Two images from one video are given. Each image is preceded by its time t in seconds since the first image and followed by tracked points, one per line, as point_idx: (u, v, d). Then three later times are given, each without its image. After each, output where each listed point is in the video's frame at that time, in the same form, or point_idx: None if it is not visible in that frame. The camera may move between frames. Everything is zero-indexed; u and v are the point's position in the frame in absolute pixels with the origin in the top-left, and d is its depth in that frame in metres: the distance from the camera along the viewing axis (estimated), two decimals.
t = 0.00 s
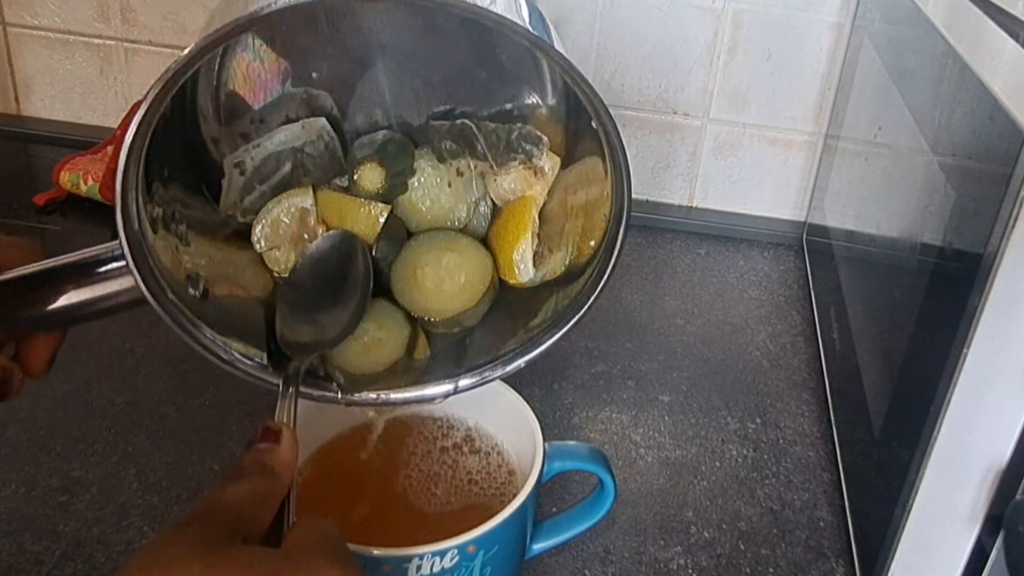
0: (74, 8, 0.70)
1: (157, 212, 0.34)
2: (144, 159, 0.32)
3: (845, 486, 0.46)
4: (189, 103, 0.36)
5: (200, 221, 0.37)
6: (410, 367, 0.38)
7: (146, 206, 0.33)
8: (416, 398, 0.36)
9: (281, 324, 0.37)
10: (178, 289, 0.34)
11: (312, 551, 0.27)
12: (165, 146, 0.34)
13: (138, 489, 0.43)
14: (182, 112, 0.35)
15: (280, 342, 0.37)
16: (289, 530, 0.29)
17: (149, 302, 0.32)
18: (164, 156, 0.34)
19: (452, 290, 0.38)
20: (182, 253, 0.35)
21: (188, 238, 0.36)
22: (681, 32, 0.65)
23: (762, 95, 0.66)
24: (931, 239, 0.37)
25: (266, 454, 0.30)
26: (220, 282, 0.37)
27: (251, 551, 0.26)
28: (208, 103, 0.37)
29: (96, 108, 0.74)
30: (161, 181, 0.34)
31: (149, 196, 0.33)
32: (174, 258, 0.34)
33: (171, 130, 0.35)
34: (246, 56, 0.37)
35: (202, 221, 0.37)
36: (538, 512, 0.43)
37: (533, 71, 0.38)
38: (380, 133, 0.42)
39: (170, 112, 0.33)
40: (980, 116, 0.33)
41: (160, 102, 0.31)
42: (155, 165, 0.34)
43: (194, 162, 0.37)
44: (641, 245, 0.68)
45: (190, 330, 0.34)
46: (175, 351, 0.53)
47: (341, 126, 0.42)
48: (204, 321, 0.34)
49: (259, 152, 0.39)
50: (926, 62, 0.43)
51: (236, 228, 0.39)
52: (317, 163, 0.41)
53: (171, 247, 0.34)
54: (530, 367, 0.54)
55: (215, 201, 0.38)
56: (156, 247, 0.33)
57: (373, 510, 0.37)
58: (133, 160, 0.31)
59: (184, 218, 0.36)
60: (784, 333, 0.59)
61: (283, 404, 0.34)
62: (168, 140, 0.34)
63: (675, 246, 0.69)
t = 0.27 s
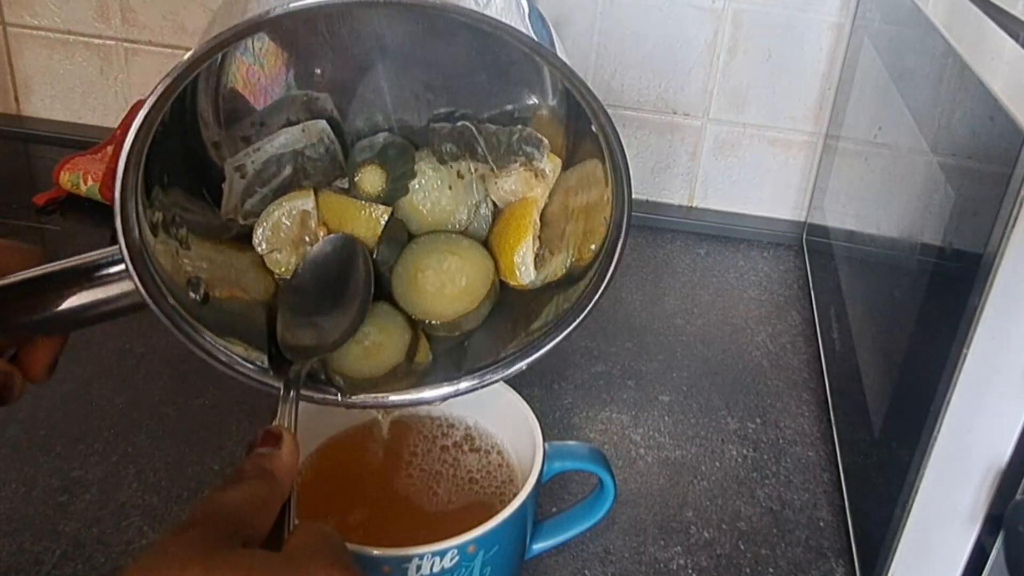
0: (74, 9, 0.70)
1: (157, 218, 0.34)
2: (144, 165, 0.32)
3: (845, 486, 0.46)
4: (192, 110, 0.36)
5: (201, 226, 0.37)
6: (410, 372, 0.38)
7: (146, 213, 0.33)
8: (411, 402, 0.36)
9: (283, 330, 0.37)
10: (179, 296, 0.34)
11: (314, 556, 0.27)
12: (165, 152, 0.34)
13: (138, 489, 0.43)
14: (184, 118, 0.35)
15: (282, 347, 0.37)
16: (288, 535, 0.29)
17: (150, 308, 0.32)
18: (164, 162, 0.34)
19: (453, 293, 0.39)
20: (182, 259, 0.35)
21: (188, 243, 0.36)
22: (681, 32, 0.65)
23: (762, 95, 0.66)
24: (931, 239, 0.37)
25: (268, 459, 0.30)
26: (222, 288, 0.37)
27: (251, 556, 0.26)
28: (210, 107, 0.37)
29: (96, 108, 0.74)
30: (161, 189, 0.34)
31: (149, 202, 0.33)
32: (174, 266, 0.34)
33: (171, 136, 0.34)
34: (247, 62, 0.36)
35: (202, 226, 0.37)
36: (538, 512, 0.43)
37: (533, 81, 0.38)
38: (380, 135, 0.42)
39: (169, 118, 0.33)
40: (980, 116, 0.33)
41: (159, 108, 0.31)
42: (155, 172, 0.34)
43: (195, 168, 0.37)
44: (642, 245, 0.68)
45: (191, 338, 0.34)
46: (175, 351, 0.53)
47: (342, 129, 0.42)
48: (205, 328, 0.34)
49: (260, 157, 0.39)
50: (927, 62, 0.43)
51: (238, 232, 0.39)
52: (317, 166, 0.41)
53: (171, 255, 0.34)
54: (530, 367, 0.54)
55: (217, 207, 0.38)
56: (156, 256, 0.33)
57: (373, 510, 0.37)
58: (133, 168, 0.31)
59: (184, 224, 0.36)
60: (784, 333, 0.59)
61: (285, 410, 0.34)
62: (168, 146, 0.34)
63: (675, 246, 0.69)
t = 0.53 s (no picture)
0: (74, 9, 0.70)
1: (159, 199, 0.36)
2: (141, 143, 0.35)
3: (845, 486, 0.46)
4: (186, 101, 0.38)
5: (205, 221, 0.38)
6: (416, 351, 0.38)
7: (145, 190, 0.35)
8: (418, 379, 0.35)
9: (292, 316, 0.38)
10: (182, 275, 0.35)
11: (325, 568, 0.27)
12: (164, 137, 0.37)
13: (138, 489, 0.43)
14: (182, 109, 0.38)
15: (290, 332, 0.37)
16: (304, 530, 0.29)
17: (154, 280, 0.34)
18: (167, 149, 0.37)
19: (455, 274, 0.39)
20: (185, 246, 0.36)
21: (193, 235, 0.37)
22: (682, 32, 0.65)
23: (762, 95, 0.66)
24: (931, 239, 0.37)
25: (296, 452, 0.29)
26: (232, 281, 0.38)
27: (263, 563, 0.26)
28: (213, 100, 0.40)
29: (96, 108, 0.74)
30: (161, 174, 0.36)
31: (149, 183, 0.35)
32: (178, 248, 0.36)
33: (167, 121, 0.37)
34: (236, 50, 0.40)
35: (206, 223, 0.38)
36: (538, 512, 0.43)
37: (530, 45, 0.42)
38: (378, 134, 0.44)
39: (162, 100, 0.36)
40: (981, 116, 0.33)
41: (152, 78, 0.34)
42: (156, 157, 0.36)
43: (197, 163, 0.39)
44: (642, 245, 0.68)
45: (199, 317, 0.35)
46: (175, 351, 0.53)
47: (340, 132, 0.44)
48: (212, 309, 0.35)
49: (259, 155, 0.41)
50: (927, 62, 0.43)
51: (240, 235, 0.39)
52: (316, 164, 0.42)
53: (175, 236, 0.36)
54: (530, 367, 0.54)
55: (219, 208, 0.39)
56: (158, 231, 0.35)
57: (374, 510, 0.37)
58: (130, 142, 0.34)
59: (188, 214, 0.38)
60: (784, 333, 0.59)
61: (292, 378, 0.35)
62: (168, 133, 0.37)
63: (675, 246, 0.69)
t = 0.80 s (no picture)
0: (74, 9, 0.70)
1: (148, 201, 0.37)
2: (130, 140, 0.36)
3: (845, 486, 0.46)
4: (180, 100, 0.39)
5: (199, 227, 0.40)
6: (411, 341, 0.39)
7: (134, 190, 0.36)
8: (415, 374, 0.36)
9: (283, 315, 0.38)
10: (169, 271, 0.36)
11: None
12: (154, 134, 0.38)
13: (138, 489, 0.43)
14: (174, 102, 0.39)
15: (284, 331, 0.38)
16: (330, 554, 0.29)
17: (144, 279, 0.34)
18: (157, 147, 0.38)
19: (450, 268, 0.41)
20: (175, 246, 0.37)
21: (185, 239, 0.38)
22: (682, 31, 0.65)
23: (762, 95, 0.66)
24: (931, 239, 0.37)
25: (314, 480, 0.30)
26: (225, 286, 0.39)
27: None
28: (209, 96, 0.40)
29: (96, 108, 0.74)
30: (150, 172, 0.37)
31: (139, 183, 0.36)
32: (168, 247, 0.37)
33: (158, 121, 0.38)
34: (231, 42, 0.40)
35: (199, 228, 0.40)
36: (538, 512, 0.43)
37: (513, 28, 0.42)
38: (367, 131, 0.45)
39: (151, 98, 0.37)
40: (980, 116, 0.33)
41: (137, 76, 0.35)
42: (144, 157, 0.37)
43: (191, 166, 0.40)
44: (642, 245, 0.68)
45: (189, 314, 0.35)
46: (175, 351, 0.53)
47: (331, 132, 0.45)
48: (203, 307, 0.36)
49: (250, 156, 0.42)
50: (927, 62, 0.43)
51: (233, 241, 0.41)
52: (307, 164, 0.44)
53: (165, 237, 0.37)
54: (529, 367, 0.54)
55: (209, 212, 0.41)
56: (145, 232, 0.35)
57: (374, 511, 0.37)
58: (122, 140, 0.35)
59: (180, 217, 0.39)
60: (784, 333, 0.59)
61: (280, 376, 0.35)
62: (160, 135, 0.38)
63: (675, 246, 0.69)
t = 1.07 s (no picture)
0: (74, 9, 0.70)
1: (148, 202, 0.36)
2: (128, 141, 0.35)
3: (845, 486, 0.46)
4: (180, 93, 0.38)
5: (201, 220, 0.40)
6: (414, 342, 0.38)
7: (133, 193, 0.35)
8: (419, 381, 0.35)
9: (283, 306, 0.39)
10: (169, 275, 0.35)
11: None
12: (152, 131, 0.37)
13: (138, 489, 0.43)
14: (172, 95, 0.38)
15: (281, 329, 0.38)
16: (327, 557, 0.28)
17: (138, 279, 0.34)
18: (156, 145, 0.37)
19: (455, 271, 0.40)
20: (175, 244, 0.37)
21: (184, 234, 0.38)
22: (682, 31, 0.65)
23: (762, 95, 0.66)
24: (931, 239, 0.38)
25: (311, 481, 0.29)
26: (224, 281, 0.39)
27: None
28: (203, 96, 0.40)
29: (96, 108, 0.74)
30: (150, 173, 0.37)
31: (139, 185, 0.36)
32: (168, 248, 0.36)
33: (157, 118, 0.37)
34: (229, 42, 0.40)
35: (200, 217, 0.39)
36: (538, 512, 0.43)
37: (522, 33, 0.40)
38: (376, 125, 0.45)
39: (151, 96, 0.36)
40: (980, 116, 0.33)
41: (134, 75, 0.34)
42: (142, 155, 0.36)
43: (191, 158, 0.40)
44: (642, 246, 0.68)
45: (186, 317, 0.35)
46: (175, 351, 0.53)
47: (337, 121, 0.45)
48: (202, 309, 0.36)
49: (255, 144, 0.42)
50: (926, 62, 0.43)
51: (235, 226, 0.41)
52: (312, 155, 0.44)
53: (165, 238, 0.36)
54: (530, 367, 0.54)
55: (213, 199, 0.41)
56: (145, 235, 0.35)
57: (376, 512, 0.37)
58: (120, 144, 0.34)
59: (181, 213, 0.38)
60: (784, 333, 0.59)
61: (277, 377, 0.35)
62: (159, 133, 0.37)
63: (676, 246, 0.69)
